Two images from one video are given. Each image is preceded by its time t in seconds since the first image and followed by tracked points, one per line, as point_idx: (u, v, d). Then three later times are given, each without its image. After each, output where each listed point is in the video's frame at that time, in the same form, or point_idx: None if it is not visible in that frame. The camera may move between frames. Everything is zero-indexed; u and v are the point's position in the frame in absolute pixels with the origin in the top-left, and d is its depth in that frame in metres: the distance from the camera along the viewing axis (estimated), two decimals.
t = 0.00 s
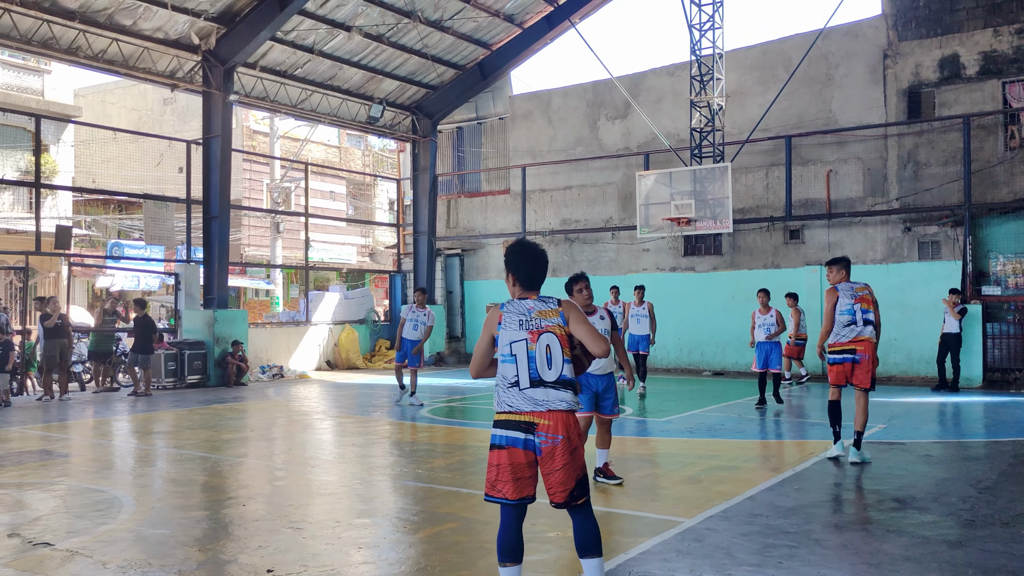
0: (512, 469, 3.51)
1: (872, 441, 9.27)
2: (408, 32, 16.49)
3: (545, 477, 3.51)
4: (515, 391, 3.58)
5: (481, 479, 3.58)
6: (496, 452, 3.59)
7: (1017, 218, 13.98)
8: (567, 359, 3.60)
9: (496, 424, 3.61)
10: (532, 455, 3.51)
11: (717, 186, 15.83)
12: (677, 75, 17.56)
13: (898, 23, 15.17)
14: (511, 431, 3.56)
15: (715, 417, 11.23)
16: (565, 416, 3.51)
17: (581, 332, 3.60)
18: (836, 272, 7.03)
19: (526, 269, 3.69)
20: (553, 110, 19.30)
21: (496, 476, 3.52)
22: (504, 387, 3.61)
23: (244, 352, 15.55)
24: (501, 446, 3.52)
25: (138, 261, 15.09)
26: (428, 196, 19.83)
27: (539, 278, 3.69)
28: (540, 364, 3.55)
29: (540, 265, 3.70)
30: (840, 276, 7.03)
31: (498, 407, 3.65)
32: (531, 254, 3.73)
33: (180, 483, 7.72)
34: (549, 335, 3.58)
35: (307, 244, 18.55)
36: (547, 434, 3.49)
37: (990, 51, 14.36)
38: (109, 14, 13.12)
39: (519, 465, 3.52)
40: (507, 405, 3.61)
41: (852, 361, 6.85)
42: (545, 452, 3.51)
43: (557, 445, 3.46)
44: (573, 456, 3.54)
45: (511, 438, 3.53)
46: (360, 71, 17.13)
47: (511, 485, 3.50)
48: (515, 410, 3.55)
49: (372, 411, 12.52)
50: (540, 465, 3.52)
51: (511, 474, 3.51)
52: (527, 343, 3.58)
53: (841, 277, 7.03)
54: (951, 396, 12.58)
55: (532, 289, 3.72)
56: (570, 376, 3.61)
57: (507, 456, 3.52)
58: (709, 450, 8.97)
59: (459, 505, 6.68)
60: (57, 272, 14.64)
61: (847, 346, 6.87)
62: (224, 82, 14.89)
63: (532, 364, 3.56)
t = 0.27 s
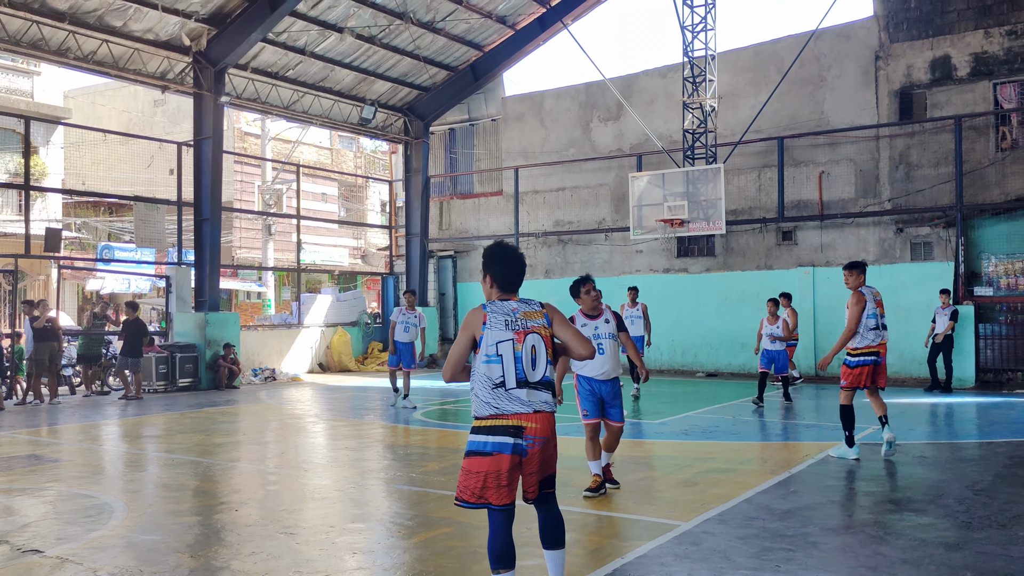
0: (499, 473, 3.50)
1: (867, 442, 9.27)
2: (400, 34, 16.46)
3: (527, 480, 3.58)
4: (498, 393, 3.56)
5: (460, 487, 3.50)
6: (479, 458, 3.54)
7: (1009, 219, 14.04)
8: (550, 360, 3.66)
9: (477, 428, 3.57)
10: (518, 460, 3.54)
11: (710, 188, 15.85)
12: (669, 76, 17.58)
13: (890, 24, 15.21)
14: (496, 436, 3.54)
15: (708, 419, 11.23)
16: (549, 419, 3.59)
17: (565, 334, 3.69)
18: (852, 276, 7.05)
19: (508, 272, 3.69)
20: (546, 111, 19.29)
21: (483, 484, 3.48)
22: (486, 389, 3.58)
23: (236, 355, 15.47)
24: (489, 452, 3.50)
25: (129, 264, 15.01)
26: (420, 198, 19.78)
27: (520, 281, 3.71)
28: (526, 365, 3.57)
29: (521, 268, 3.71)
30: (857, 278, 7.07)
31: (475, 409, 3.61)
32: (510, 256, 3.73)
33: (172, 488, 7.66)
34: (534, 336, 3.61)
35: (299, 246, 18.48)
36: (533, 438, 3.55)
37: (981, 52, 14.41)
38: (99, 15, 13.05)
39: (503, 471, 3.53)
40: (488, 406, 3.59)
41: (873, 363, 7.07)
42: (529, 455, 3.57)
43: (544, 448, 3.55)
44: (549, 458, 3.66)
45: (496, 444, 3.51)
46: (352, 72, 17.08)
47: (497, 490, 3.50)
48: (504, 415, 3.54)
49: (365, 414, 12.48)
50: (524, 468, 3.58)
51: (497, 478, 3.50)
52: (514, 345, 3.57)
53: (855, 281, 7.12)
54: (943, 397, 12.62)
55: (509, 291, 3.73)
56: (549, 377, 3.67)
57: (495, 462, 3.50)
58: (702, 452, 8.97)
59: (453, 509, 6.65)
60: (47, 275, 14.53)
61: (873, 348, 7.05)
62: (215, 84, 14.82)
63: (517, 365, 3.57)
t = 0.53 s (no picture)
0: (498, 477, 3.51)
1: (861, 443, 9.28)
2: (392, 35, 16.42)
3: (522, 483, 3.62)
4: (497, 397, 3.55)
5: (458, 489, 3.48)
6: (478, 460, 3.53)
7: (1001, 219, 14.11)
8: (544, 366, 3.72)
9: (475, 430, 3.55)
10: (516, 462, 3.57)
11: (702, 189, 15.86)
12: (662, 78, 17.59)
13: (881, 25, 15.26)
14: (495, 439, 3.54)
15: (703, 420, 11.22)
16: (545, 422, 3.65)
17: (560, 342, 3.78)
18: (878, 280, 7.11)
19: (508, 278, 3.69)
20: (538, 112, 19.28)
21: (483, 487, 3.47)
22: (485, 392, 3.56)
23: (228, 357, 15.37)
24: (490, 455, 3.48)
25: (120, 267, 14.92)
26: (413, 200, 19.76)
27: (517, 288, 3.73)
28: (526, 369, 3.60)
29: (519, 275, 3.73)
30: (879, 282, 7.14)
31: (471, 412, 3.58)
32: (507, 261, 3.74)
33: (164, 493, 7.60)
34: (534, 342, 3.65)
35: (291, 248, 18.41)
36: (531, 440, 3.58)
37: (972, 54, 14.47)
38: (89, 16, 12.98)
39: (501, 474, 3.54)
40: (484, 409, 3.57)
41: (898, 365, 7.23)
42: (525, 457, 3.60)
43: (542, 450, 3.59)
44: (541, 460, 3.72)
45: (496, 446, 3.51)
46: (344, 74, 17.02)
47: (495, 494, 3.51)
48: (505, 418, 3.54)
49: (359, 417, 12.43)
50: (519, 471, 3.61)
51: (496, 482, 3.51)
52: (515, 350, 3.58)
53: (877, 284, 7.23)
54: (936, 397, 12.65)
55: (504, 296, 3.73)
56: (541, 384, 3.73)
57: (495, 465, 3.50)
58: (697, 453, 8.96)
59: (448, 512, 6.62)
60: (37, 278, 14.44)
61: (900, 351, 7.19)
62: (206, 86, 14.75)
63: (516, 369, 3.59)
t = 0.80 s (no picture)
0: (503, 472, 3.69)
1: (857, 442, 9.30)
2: (388, 36, 16.42)
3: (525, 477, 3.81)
4: (506, 391, 3.75)
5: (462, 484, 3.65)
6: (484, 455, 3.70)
7: (996, 220, 14.15)
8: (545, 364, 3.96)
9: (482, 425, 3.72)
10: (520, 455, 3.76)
11: (698, 189, 15.88)
12: (658, 78, 17.59)
13: (877, 26, 15.30)
14: (502, 434, 3.72)
15: (699, 420, 11.24)
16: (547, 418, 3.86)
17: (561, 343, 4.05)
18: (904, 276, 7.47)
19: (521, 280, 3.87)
20: (534, 113, 19.29)
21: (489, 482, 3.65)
22: (496, 386, 3.75)
23: (224, 358, 15.34)
24: (498, 450, 3.66)
25: (115, 268, 14.88)
26: (409, 200, 19.75)
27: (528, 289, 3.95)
28: (535, 366, 3.82)
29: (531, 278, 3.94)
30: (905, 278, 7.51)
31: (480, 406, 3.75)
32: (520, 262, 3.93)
33: (159, 494, 7.58)
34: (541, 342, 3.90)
35: (287, 250, 18.39)
36: (536, 434, 3.78)
37: (967, 54, 14.51)
38: (84, 17, 12.96)
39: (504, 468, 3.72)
40: (492, 402, 3.76)
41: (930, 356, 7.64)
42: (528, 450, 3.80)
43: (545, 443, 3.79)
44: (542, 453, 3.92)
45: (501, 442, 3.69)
46: (339, 75, 17.01)
47: (501, 486, 3.68)
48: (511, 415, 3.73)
49: (355, 417, 12.41)
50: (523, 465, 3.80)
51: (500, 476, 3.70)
52: (526, 347, 3.81)
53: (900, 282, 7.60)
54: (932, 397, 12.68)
55: (514, 294, 3.92)
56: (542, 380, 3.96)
57: (500, 460, 3.68)
58: (693, 453, 8.97)
59: (444, 513, 6.61)
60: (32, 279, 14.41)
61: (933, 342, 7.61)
62: (201, 87, 14.73)
63: (525, 365, 3.81)
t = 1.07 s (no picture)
0: (487, 465, 3.76)
1: (853, 443, 9.30)
2: (385, 36, 16.43)
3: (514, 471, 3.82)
4: (492, 387, 3.79)
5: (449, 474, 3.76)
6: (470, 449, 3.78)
7: (993, 220, 14.15)
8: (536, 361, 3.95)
9: (469, 419, 3.80)
10: (507, 449, 3.79)
11: (695, 190, 15.88)
12: (655, 78, 17.59)
13: (874, 26, 15.29)
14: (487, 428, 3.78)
15: (696, 420, 11.24)
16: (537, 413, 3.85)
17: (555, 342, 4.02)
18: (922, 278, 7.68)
19: (512, 278, 3.89)
20: (532, 113, 19.29)
21: (473, 475, 3.72)
22: (482, 382, 3.80)
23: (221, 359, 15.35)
24: (480, 444, 3.73)
25: (112, 269, 14.89)
26: (406, 201, 19.76)
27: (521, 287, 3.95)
28: (521, 362, 3.83)
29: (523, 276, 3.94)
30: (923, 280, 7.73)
31: (467, 402, 3.83)
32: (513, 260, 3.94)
33: (155, 494, 7.58)
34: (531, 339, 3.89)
35: (285, 250, 18.40)
36: (522, 429, 3.79)
37: (964, 54, 14.50)
38: (81, 17, 12.96)
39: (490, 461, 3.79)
40: (480, 397, 3.81)
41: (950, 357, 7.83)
42: (516, 445, 3.82)
43: (532, 438, 3.79)
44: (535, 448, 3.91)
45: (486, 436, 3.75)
46: (337, 75, 17.02)
47: (485, 479, 3.74)
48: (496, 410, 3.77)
49: (352, 418, 12.41)
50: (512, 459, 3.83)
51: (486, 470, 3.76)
52: (512, 343, 3.82)
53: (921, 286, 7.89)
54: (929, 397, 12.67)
55: (506, 292, 3.93)
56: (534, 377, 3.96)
57: (484, 454, 3.75)
58: (689, 454, 8.96)
59: (439, 514, 6.60)
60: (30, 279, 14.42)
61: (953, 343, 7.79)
62: (199, 87, 14.74)
63: (512, 362, 3.82)
